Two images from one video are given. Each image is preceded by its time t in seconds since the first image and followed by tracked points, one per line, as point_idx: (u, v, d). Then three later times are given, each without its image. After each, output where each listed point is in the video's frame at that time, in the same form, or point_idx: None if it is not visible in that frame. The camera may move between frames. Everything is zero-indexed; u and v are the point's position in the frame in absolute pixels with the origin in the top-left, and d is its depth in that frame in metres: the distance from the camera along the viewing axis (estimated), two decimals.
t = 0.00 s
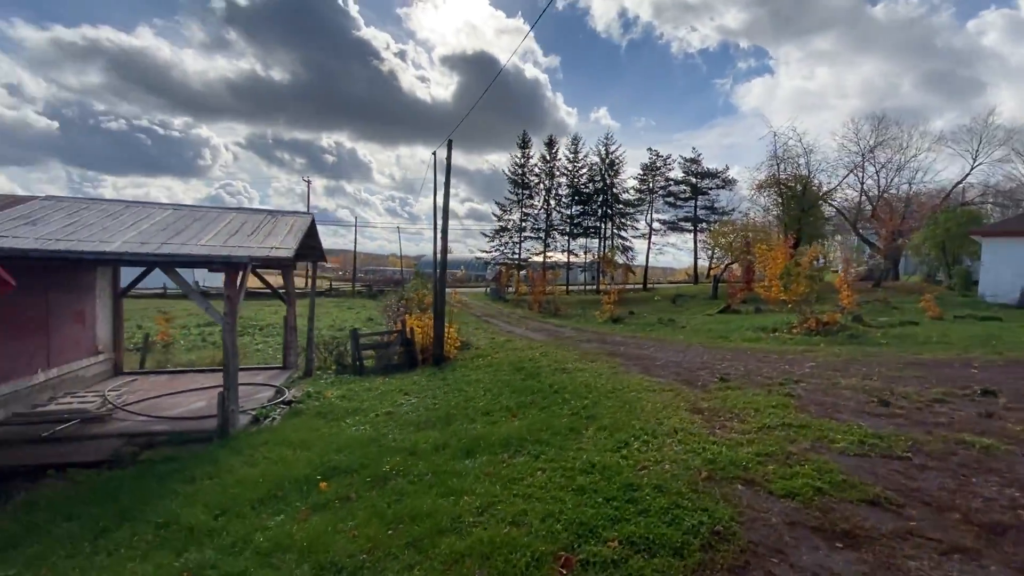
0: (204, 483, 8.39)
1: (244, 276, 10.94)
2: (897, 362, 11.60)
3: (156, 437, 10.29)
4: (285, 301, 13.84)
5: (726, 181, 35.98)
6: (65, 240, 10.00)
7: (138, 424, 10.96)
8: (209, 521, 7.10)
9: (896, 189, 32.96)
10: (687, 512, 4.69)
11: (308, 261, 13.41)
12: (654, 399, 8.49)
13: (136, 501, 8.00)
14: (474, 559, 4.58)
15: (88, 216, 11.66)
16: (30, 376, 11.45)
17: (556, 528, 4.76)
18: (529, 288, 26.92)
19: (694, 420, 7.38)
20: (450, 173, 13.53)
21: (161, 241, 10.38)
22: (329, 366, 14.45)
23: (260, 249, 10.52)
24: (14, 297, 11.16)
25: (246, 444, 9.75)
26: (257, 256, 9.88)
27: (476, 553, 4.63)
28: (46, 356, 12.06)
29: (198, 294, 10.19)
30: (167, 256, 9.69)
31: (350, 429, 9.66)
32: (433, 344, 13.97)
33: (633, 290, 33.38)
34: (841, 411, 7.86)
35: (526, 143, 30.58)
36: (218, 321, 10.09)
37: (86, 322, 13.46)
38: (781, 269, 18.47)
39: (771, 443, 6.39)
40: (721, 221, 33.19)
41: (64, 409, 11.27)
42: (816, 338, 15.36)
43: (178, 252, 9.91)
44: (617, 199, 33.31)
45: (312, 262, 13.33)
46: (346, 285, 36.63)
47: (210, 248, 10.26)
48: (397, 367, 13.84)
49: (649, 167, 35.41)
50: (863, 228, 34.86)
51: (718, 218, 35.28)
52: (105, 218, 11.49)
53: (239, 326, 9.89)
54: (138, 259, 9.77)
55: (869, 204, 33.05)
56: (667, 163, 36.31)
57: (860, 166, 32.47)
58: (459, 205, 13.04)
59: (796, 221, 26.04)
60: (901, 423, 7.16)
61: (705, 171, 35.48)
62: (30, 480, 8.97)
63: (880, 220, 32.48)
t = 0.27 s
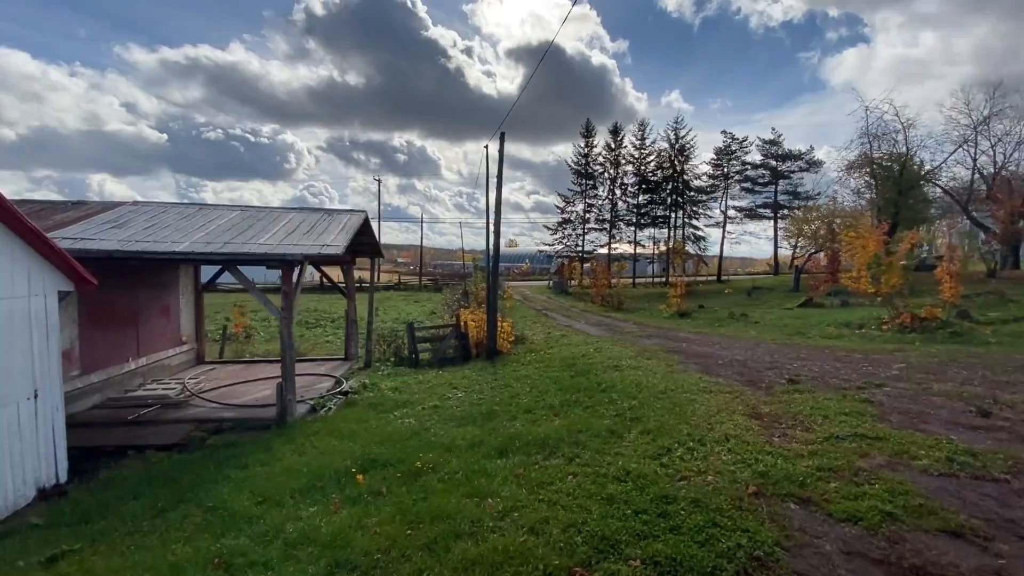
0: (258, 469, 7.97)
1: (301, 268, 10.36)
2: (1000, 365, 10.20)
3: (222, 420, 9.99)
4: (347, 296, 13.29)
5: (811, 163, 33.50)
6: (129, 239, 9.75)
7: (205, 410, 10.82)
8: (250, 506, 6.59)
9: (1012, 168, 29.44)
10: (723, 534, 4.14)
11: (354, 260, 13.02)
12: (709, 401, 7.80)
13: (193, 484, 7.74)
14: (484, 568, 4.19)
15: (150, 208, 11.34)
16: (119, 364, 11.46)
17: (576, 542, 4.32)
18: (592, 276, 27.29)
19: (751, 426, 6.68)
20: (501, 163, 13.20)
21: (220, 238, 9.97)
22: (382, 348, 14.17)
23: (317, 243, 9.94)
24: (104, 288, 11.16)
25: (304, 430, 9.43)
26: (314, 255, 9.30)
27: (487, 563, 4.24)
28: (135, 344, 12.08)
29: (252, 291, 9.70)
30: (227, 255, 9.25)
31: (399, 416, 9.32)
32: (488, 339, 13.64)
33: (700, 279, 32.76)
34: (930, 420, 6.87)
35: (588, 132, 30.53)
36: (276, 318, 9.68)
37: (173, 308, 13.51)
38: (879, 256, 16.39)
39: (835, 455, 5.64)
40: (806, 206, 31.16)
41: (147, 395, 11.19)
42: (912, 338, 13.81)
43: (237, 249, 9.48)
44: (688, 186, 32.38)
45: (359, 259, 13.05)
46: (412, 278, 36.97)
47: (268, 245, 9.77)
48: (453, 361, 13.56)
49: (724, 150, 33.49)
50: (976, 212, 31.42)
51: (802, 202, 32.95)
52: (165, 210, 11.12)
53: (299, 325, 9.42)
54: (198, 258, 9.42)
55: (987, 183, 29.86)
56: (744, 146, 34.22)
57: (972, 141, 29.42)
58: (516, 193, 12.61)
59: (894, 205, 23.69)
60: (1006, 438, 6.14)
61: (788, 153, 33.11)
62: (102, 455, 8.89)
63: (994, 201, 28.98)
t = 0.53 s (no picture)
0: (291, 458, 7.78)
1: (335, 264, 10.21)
2: None
3: (264, 410, 9.93)
4: (386, 293, 13.23)
5: (885, 143, 30.96)
6: (171, 241, 9.83)
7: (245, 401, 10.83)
8: (272, 498, 6.38)
9: None
10: (735, 557, 3.75)
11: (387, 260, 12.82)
12: (748, 402, 7.23)
13: (228, 471, 7.65)
14: None
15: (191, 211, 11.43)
16: (179, 360, 11.47)
17: (575, 554, 4.02)
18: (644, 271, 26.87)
19: (789, 431, 6.11)
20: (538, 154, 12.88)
21: (256, 237, 9.95)
22: (423, 345, 14.06)
23: (350, 240, 9.79)
24: (164, 284, 11.17)
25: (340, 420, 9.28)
26: (347, 251, 9.15)
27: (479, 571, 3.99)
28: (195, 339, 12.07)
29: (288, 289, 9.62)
30: (262, 255, 9.20)
31: (429, 414, 9.06)
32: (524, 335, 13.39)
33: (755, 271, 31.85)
34: (1007, 430, 6.02)
35: (638, 121, 30.22)
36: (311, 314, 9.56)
37: (233, 303, 13.49)
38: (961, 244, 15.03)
39: (881, 467, 5.05)
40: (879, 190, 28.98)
41: (204, 388, 11.15)
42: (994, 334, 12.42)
43: (271, 249, 9.42)
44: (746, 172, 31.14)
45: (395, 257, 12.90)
46: (461, 274, 37.02)
47: (301, 244, 9.67)
48: (490, 357, 13.39)
49: (785, 132, 31.73)
50: None
51: (875, 185, 30.56)
52: (205, 212, 11.19)
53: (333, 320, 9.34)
54: (235, 259, 9.41)
55: None
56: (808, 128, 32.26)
57: None
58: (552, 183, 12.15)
59: (979, 185, 21.65)
60: None
61: (857, 133, 30.79)
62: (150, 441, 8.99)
63: None
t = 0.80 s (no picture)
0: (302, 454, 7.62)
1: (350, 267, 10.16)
2: None
3: (284, 406, 9.89)
4: (406, 291, 13.26)
5: (943, 124, 28.52)
6: (190, 245, 9.87)
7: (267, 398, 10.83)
8: (275, 497, 6.19)
9: None
10: None
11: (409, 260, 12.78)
12: (764, 406, 6.78)
13: (241, 465, 7.52)
14: None
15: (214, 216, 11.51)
16: (212, 358, 11.54)
17: (549, 565, 3.83)
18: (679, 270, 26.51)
19: (803, 438, 5.69)
20: (558, 149, 12.60)
21: (272, 241, 9.95)
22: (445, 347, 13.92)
23: (363, 242, 9.71)
24: (196, 284, 11.22)
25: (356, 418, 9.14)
26: (359, 254, 9.06)
27: None
28: (229, 338, 12.12)
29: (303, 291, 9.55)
30: (277, 259, 9.18)
31: (436, 414, 8.84)
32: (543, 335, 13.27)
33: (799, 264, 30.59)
34: None
35: (672, 113, 29.85)
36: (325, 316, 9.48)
37: (269, 302, 13.53)
38: (1023, 231, 13.86)
39: (898, 479, 4.61)
40: (937, 174, 27.09)
41: (234, 385, 11.17)
42: None
43: (286, 253, 9.39)
44: (789, 160, 30.07)
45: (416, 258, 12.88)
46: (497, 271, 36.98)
47: (316, 247, 9.62)
48: (512, 356, 13.28)
49: (832, 117, 30.18)
50: None
51: (933, 169, 28.06)
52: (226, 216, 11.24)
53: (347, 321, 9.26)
54: (252, 263, 9.41)
55: None
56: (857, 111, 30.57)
57: None
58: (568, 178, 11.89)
59: None
60: None
61: (913, 114, 28.77)
62: (172, 432, 8.97)
63: None
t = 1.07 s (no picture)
0: (294, 460, 7.50)
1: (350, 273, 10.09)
2: None
3: (287, 411, 9.83)
4: (413, 293, 13.29)
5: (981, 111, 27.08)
6: (192, 254, 9.82)
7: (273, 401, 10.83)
8: (259, 503, 6.06)
9: None
10: None
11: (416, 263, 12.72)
12: (761, 413, 6.48)
13: (234, 470, 7.43)
14: None
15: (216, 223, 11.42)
16: (222, 362, 11.54)
17: None
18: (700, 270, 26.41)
19: (795, 448, 5.39)
20: (563, 149, 12.45)
21: (272, 248, 9.86)
22: (451, 346, 13.79)
23: (362, 248, 9.64)
24: (205, 289, 11.20)
25: (353, 423, 9.01)
26: (356, 260, 8.97)
27: None
28: (239, 342, 12.12)
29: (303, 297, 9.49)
30: (275, 266, 9.10)
31: (432, 419, 8.68)
32: (550, 338, 13.29)
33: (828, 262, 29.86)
34: None
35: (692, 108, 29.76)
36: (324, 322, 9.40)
37: (279, 304, 13.52)
38: None
39: (888, 494, 4.31)
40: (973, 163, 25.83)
41: (243, 388, 11.16)
42: None
43: (285, 259, 9.30)
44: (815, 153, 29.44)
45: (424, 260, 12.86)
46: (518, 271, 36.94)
47: (315, 254, 9.55)
48: (520, 358, 13.24)
49: (860, 107, 29.14)
50: None
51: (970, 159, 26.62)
52: (229, 223, 11.13)
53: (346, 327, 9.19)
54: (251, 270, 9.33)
55: None
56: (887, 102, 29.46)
57: None
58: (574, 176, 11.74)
59: None
60: None
61: (948, 102, 27.36)
62: (175, 435, 8.96)
63: None
